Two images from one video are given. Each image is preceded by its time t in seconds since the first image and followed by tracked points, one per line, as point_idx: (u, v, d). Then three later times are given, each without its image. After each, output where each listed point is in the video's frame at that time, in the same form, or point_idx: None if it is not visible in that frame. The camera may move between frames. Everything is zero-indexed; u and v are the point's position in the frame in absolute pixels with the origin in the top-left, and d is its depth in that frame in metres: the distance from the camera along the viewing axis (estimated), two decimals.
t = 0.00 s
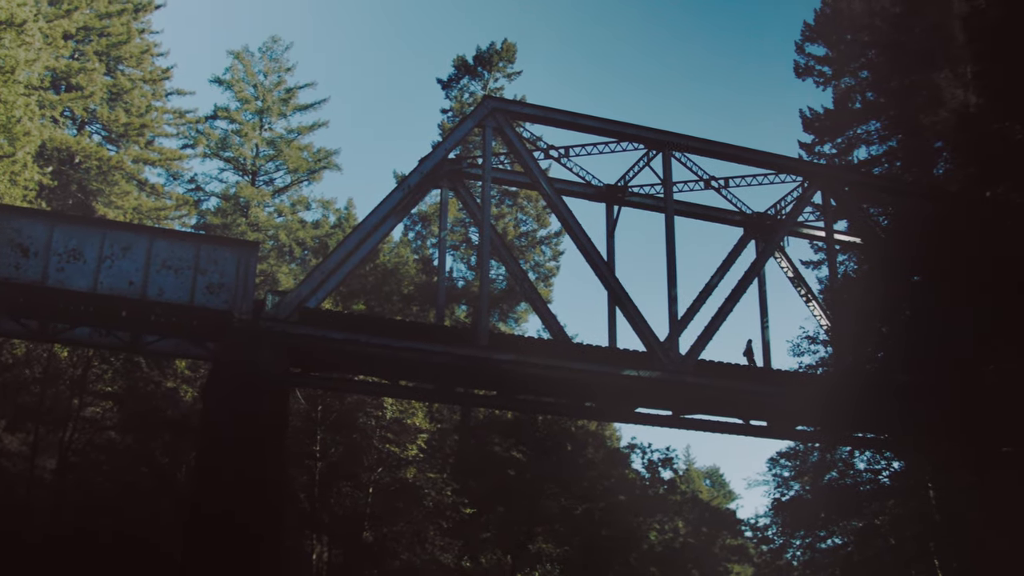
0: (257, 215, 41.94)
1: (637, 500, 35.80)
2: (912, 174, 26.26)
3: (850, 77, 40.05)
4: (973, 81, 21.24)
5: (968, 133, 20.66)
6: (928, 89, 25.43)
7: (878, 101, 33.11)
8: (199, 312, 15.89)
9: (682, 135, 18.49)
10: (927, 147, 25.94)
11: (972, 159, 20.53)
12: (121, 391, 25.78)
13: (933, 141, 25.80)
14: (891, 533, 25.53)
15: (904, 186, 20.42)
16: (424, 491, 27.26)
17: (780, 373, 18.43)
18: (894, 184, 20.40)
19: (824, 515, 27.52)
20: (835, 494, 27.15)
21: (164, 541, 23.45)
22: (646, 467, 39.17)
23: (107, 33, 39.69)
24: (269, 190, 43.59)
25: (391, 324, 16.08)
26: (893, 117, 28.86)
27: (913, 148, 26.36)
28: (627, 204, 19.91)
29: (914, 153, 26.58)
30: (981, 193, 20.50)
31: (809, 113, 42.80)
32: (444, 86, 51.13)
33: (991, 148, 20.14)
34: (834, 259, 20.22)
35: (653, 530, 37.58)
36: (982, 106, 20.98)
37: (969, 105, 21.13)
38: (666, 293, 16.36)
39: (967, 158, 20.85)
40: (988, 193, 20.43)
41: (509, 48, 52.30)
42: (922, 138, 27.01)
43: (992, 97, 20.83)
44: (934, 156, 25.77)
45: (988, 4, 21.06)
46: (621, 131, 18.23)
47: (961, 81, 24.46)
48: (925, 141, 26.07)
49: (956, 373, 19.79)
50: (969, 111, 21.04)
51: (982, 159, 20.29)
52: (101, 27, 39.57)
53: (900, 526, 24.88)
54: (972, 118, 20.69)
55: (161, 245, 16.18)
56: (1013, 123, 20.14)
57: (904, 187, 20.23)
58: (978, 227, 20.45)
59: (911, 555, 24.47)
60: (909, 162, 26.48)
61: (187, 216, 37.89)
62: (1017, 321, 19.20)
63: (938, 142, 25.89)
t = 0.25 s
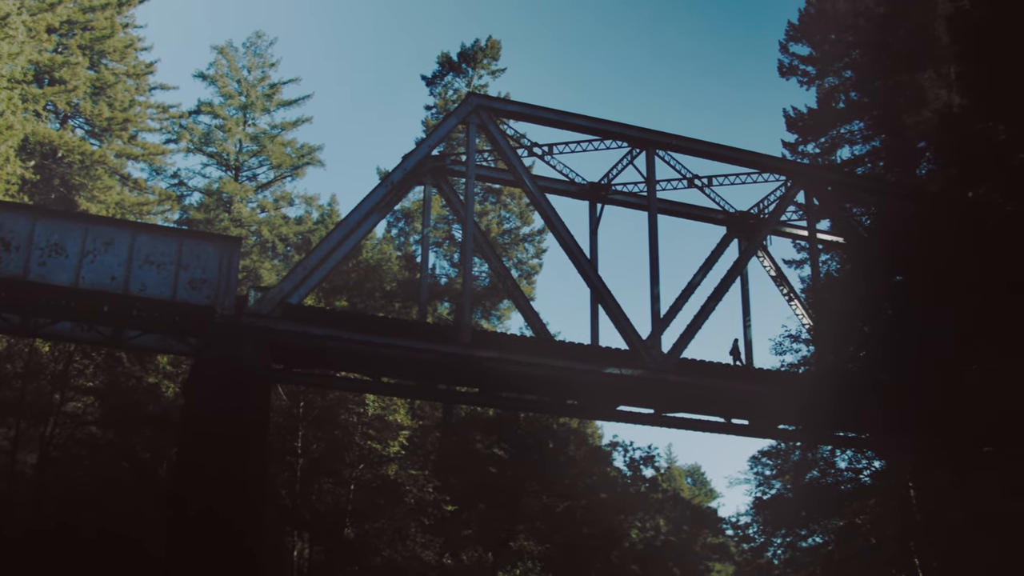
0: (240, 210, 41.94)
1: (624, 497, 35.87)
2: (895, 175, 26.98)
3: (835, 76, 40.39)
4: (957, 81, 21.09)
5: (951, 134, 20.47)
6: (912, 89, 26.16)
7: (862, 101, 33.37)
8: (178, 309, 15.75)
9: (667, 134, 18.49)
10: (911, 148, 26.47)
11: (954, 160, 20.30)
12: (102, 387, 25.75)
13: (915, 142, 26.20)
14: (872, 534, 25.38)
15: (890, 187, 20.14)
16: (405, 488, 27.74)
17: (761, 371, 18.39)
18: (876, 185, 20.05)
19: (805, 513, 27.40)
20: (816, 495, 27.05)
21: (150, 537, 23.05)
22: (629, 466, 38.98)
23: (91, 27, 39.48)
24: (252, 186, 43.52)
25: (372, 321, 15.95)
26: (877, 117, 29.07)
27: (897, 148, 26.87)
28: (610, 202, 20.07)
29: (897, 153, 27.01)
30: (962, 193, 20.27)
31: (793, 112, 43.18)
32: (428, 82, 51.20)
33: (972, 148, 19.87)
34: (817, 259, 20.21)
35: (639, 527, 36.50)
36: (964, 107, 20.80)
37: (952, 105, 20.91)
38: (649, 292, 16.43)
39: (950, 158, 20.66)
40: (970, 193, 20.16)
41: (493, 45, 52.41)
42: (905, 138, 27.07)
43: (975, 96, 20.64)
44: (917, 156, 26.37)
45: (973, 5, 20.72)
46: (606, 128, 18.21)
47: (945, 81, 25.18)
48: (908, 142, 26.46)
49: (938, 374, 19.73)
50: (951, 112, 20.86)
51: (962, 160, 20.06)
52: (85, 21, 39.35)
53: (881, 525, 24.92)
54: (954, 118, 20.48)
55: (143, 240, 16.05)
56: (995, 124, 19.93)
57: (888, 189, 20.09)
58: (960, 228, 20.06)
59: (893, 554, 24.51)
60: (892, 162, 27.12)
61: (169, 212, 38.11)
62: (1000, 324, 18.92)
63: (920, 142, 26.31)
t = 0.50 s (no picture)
0: (223, 206, 41.97)
1: (606, 493, 36.08)
2: (878, 174, 27.37)
3: (818, 76, 40.78)
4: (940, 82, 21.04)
5: (934, 135, 20.52)
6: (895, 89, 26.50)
7: (846, 101, 33.70)
8: (162, 304, 15.65)
9: (648, 132, 18.73)
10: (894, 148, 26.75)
11: (937, 160, 20.38)
12: (84, 384, 25.76)
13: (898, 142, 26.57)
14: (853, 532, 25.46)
15: (869, 187, 20.51)
16: (387, 485, 27.77)
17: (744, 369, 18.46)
18: (860, 185, 20.51)
19: (786, 511, 27.57)
20: (797, 493, 27.33)
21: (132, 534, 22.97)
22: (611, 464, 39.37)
23: (74, 22, 39.02)
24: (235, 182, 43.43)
25: (355, 318, 15.76)
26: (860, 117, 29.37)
27: (880, 149, 27.21)
28: (592, 200, 20.28)
29: (880, 154, 27.42)
30: (944, 194, 20.39)
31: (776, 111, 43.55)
32: (412, 79, 51.26)
33: (955, 148, 19.94)
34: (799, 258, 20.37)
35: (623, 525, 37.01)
36: (948, 107, 20.76)
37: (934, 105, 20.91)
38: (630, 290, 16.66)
39: (933, 158, 20.74)
40: (952, 193, 20.27)
41: (478, 42, 52.56)
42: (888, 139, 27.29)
43: (956, 96, 20.57)
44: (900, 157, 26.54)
45: (957, 5, 20.62)
46: (588, 127, 18.46)
47: (928, 81, 25.30)
48: (891, 142, 26.84)
49: (918, 373, 19.86)
50: (934, 112, 20.91)
51: (945, 160, 20.15)
52: (67, 15, 38.87)
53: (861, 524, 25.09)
54: (937, 119, 20.55)
55: (125, 236, 16.00)
56: (978, 124, 20.01)
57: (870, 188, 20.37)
58: (941, 227, 20.24)
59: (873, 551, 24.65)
60: (875, 162, 27.50)
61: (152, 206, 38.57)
62: (980, 322, 19.19)
63: (902, 143, 26.39)
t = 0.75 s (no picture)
0: (205, 202, 41.92)
1: (585, 491, 36.49)
2: (862, 173, 27.61)
3: (802, 75, 41.21)
4: (923, 81, 21.56)
5: (917, 133, 20.95)
6: (880, 90, 26.89)
7: (829, 100, 34.07)
8: (146, 299, 15.59)
9: (631, 131, 18.92)
10: (878, 147, 27.05)
11: (920, 160, 20.70)
12: (66, 380, 25.68)
13: (881, 141, 27.05)
14: (835, 530, 25.33)
15: (851, 186, 20.84)
16: (370, 482, 28.58)
17: (724, 368, 18.63)
18: (844, 184, 20.90)
19: (768, 508, 27.03)
20: (781, 491, 26.94)
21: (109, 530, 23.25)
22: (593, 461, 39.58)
23: (57, 17, 38.75)
24: (218, 178, 43.33)
25: (338, 314, 15.78)
26: (843, 117, 29.70)
27: (863, 149, 27.49)
28: (576, 198, 20.51)
29: (863, 153, 27.77)
30: (927, 192, 20.74)
31: (759, 109, 43.99)
32: (396, 76, 51.41)
33: (938, 148, 20.31)
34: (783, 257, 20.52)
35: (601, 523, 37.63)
36: (931, 106, 21.29)
37: (919, 104, 21.43)
38: (614, 288, 16.88)
39: (916, 157, 21.07)
40: (935, 192, 20.62)
41: (461, 40, 52.75)
42: (870, 138, 27.57)
43: (940, 96, 21.09)
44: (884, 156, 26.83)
45: (940, 5, 21.15)
46: (571, 125, 18.62)
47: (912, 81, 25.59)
48: (873, 142, 27.22)
49: (897, 373, 20.07)
50: (918, 111, 21.43)
51: (928, 160, 20.48)
52: (50, 10, 38.60)
53: (843, 521, 25.38)
54: (920, 117, 21.01)
55: (108, 232, 15.89)
56: (962, 124, 20.52)
57: (852, 187, 20.86)
58: (921, 227, 20.49)
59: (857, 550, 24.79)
60: (858, 162, 27.82)
61: (134, 202, 38.61)
62: (959, 322, 19.54)
63: (887, 143, 27.00)
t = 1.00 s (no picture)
0: (189, 199, 41.98)
1: (569, 488, 36.56)
2: (844, 172, 27.90)
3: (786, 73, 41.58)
4: (906, 80, 21.00)
5: (901, 133, 20.51)
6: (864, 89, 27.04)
7: (814, 98, 34.42)
8: (129, 295, 15.20)
9: (615, 128, 18.99)
10: (861, 147, 27.50)
11: (904, 159, 20.28)
12: (48, 376, 25.67)
13: (865, 140, 27.58)
14: (817, 527, 25.88)
15: (834, 183, 21.12)
16: (354, 479, 28.27)
17: (709, 365, 18.74)
18: (828, 183, 21.20)
19: (752, 506, 27.31)
20: (761, 488, 27.21)
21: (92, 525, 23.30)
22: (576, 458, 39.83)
23: (40, 12, 38.50)
24: (201, 174, 43.28)
25: (321, 311, 15.67)
26: (826, 115, 30.02)
27: (848, 147, 27.88)
28: (560, 195, 20.84)
29: (847, 152, 28.22)
30: (911, 191, 20.46)
31: (744, 108, 44.37)
32: (380, 73, 51.50)
33: (923, 147, 19.83)
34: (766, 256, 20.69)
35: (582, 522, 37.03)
36: (915, 106, 20.70)
37: (902, 103, 20.80)
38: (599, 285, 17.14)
39: (899, 156, 20.63)
40: (919, 190, 20.22)
41: (445, 36, 52.84)
42: (854, 137, 27.83)
43: (924, 96, 20.56)
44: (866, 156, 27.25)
45: (924, 5, 20.71)
46: (554, 123, 18.73)
47: (894, 80, 25.13)
48: (857, 141, 27.73)
49: (883, 373, 19.86)
50: (902, 110, 20.84)
51: (912, 159, 20.06)
52: (33, 5, 38.36)
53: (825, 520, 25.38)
54: (903, 117, 20.50)
55: (91, 227, 15.46)
56: (945, 123, 19.71)
57: (835, 185, 21.18)
58: (906, 226, 20.28)
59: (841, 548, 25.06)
60: (841, 160, 28.25)
61: (117, 198, 38.58)
62: (941, 323, 19.18)
63: (870, 142, 27.53)
